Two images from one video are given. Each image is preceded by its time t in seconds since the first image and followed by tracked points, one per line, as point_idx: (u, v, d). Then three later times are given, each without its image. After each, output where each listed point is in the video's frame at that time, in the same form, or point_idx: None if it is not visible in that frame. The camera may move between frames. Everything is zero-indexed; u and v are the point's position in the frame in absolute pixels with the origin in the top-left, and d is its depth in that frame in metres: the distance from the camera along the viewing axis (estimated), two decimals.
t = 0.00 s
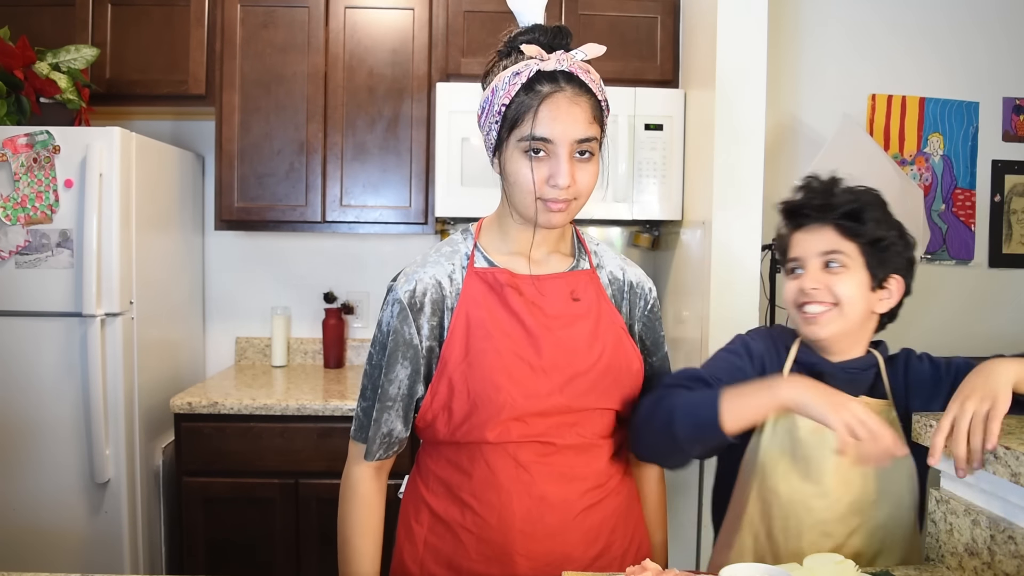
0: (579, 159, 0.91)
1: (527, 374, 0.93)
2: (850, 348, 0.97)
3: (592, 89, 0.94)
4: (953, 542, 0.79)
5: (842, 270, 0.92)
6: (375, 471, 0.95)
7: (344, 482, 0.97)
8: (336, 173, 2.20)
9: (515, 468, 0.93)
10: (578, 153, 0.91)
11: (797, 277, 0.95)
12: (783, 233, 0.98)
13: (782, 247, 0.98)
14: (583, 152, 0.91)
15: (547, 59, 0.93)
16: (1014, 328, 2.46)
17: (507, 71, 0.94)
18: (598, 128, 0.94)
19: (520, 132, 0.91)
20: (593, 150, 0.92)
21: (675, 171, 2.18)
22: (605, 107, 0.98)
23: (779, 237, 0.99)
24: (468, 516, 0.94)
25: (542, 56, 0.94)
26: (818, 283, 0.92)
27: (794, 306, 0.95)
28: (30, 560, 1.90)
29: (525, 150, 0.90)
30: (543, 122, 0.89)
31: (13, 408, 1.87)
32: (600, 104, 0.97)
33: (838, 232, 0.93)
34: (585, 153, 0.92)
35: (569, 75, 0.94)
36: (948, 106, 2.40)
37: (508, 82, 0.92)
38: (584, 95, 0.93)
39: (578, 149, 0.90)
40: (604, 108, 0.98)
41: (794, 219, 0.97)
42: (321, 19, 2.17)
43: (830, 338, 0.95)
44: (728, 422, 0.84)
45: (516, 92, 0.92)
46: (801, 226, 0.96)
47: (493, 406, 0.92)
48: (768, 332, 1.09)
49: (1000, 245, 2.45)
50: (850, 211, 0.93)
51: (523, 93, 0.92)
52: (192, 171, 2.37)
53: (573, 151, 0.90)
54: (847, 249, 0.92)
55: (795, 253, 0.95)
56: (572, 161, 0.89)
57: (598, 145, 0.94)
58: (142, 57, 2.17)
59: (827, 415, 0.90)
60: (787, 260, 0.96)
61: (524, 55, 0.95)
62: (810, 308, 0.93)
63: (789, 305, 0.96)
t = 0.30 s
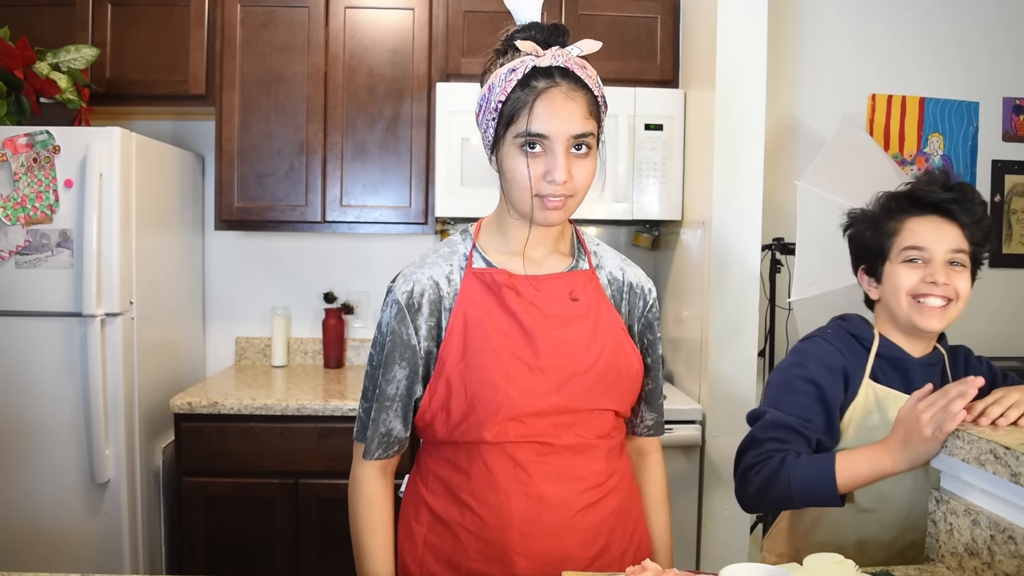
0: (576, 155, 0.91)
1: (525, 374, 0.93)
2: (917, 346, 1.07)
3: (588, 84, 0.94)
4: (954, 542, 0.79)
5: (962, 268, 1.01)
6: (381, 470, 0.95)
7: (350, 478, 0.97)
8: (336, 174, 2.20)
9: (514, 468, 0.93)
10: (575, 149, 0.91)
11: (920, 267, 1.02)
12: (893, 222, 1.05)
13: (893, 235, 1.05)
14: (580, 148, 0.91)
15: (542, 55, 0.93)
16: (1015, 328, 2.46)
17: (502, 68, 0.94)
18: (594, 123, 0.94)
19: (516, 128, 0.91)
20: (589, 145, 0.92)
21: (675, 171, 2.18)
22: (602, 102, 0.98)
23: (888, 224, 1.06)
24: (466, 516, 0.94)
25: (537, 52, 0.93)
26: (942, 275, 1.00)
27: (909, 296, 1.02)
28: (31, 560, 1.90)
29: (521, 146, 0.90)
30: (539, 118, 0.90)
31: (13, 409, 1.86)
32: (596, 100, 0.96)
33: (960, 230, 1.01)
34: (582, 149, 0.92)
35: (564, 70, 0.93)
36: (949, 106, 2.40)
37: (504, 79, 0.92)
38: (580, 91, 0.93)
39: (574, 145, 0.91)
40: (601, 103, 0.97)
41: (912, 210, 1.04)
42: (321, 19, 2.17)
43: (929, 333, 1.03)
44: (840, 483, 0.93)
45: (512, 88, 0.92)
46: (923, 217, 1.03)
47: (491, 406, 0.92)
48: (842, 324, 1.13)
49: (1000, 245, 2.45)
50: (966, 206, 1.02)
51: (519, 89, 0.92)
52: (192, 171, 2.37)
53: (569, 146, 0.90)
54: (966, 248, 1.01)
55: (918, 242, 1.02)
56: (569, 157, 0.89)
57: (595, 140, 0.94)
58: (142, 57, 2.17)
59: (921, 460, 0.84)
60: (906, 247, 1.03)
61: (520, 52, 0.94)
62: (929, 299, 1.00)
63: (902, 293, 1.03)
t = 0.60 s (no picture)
0: (579, 149, 0.91)
1: (527, 372, 0.93)
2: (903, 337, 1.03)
3: (590, 80, 0.95)
4: (953, 542, 0.79)
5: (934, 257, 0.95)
6: (381, 473, 0.95)
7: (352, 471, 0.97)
8: (336, 174, 2.20)
9: (514, 466, 0.93)
10: (578, 143, 0.91)
11: (891, 261, 0.96)
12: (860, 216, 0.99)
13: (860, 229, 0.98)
14: (583, 142, 0.92)
15: (545, 50, 0.93)
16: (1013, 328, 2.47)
17: (505, 64, 0.94)
18: (597, 118, 0.94)
19: (520, 123, 0.91)
20: (592, 140, 0.92)
21: (675, 171, 2.18)
22: (604, 99, 0.98)
23: (856, 217, 0.99)
24: (466, 515, 0.94)
25: (539, 48, 0.94)
26: (914, 268, 0.94)
27: (883, 291, 0.97)
28: (31, 560, 1.90)
29: (525, 141, 0.90)
30: (542, 113, 0.90)
31: (13, 409, 1.86)
32: (599, 95, 0.97)
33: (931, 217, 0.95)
34: (585, 144, 0.92)
35: (567, 65, 0.94)
36: (949, 106, 2.40)
37: (507, 75, 0.92)
38: (582, 86, 0.94)
39: (577, 139, 0.91)
40: (603, 100, 0.98)
41: (879, 202, 0.98)
42: (321, 19, 2.17)
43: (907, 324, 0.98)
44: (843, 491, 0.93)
45: (515, 83, 0.92)
46: (892, 209, 0.96)
47: (493, 404, 0.92)
48: (823, 325, 1.10)
49: (1000, 245, 2.45)
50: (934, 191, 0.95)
51: (522, 84, 0.92)
52: (192, 171, 2.37)
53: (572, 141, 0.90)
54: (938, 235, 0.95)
55: (888, 235, 0.96)
56: (572, 151, 0.90)
57: (598, 135, 0.94)
58: (142, 57, 2.17)
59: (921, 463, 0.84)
60: (876, 242, 0.96)
61: (522, 47, 0.95)
62: (904, 293, 0.95)
63: (876, 288, 0.97)
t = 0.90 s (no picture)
0: (580, 146, 0.90)
1: (529, 370, 0.93)
2: (838, 345, 1.05)
3: (592, 76, 0.94)
4: (953, 542, 0.79)
5: (854, 261, 1.03)
6: (398, 478, 0.95)
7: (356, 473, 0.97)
8: (336, 173, 2.20)
9: (515, 466, 0.93)
10: (580, 140, 0.91)
11: (814, 269, 1.03)
12: (782, 223, 1.07)
13: (783, 237, 1.07)
14: (585, 139, 0.91)
15: (547, 48, 0.93)
16: (1012, 328, 2.47)
17: (507, 61, 0.95)
18: (599, 115, 0.93)
19: (521, 119, 0.91)
20: (594, 136, 0.92)
21: (675, 171, 2.18)
22: (607, 96, 0.98)
23: (778, 226, 1.07)
24: (466, 514, 0.94)
25: (542, 45, 0.94)
26: (835, 274, 1.02)
27: (810, 299, 1.03)
28: (30, 560, 1.90)
29: (527, 137, 0.90)
30: (544, 109, 0.90)
31: (12, 409, 1.86)
32: (601, 92, 0.96)
33: (846, 223, 1.03)
34: (587, 141, 0.91)
35: (569, 62, 0.94)
36: (949, 106, 2.40)
37: (509, 71, 0.92)
38: (584, 83, 0.93)
39: (579, 136, 0.90)
40: (606, 98, 0.97)
41: (797, 210, 1.06)
42: (321, 19, 2.17)
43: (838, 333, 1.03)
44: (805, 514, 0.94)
45: (517, 80, 0.92)
46: (810, 216, 1.04)
47: (494, 401, 0.92)
48: (757, 333, 1.11)
49: (1000, 245, 2.45)
50: (847, 197, 1.04)
51: (524, 81, 0.92)
52: (192, 171, 2.37)
53: (574, 137, 0.90)
54: (857, 239, 1.03)
55: (807, 244, 1.04)
56: (574, 148, 0.89)
57: (600, 132, 0.94)
58: (142, 57, 2.17)
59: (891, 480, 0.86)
60: (796, 250, 1.04)
61: (524, 45, 0.95)
62: (827, 300, 1.02)
63: (803, 296, 1.04)
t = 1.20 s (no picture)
0: (581, 144, 0.91)
1: (530, 370, 0.93)
2: (813, 344, 1.07)
3: (592, 74, 0.94)
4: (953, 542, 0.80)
5: (832, 263, 1.04)
6: (396, 483, 0.95)
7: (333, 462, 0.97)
8: (336, 174, 2.20)
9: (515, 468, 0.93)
10: (581, 138, 0.91)
11: (793, 271, 1.04)
12: (760, 223, 1.07)
13: (762, 237, 1.07)
14: (585, 137, 0.91)
15: (548, 45, 0.93)
16: (1012, 327, 2.47)
17: (507, 58, 0.94)
18: (599, 113, 0.94)
19: (522, 117, 0.91)
20: (594, 134, 0.92)
21: (675, 171, 2.18)
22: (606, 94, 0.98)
23: (757, 226, 1.07)
24: (467, 517, 0.93)
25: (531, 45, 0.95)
26: (815, 277, 1.02)
27: (789, 302, 1.04)
28: (30, 561, 1.90)
29: (527, 135, 0.90)
30: (545, 106, 0.90)
31: (13, 410, 1.87)
32: (601, 90, 0.96)
33: (826, 225, 1.04)
34: (587, 139, 0.92)
35: (570, 60, 0.94)
36: (948, 105, 2.40)
37: (510, 69, 0.92)
38: (585, 81, 0.94)
39: (580, 134, 0.91)
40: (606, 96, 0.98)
41: (776, 210, 1.06)
42: (322, 19, 2.17)
43: (814, 335, 1.05)
44: (760, 521, 0.94)
45: (518, 78, 0.92)
46: (789, 218, 1.05)
47: (495, 401, 0.92)
48: (731, 334, 1.13)
49: (1000, 245, 2.45)
50: (827, 199, 1.04)
51: (525, 78, 0.92)
52: (192, 171, 2.37)
53: (575, 135, 0.90)
54: (836, 241, 1.04)
55: (786, 246, 1.04)
56: (574, 146, 0.90)
57: (600, 130, 0.94)
58: (142, 58, 2.17)
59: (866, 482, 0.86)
60: (776, 252, 1.04)
61: (525, 42, 0.95)
62: (807, 303, 1.02)
63: (782, 298, 1.04)
